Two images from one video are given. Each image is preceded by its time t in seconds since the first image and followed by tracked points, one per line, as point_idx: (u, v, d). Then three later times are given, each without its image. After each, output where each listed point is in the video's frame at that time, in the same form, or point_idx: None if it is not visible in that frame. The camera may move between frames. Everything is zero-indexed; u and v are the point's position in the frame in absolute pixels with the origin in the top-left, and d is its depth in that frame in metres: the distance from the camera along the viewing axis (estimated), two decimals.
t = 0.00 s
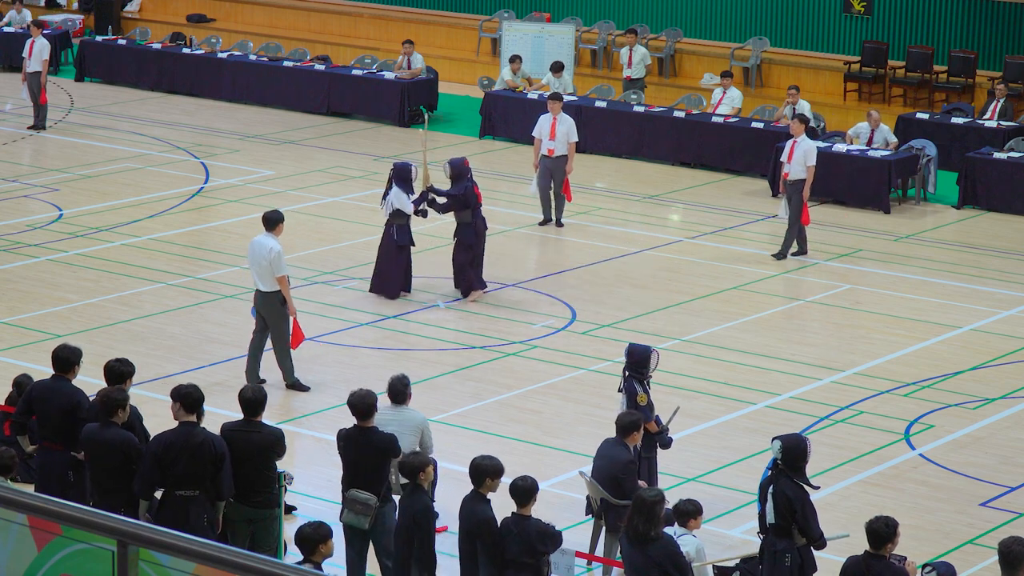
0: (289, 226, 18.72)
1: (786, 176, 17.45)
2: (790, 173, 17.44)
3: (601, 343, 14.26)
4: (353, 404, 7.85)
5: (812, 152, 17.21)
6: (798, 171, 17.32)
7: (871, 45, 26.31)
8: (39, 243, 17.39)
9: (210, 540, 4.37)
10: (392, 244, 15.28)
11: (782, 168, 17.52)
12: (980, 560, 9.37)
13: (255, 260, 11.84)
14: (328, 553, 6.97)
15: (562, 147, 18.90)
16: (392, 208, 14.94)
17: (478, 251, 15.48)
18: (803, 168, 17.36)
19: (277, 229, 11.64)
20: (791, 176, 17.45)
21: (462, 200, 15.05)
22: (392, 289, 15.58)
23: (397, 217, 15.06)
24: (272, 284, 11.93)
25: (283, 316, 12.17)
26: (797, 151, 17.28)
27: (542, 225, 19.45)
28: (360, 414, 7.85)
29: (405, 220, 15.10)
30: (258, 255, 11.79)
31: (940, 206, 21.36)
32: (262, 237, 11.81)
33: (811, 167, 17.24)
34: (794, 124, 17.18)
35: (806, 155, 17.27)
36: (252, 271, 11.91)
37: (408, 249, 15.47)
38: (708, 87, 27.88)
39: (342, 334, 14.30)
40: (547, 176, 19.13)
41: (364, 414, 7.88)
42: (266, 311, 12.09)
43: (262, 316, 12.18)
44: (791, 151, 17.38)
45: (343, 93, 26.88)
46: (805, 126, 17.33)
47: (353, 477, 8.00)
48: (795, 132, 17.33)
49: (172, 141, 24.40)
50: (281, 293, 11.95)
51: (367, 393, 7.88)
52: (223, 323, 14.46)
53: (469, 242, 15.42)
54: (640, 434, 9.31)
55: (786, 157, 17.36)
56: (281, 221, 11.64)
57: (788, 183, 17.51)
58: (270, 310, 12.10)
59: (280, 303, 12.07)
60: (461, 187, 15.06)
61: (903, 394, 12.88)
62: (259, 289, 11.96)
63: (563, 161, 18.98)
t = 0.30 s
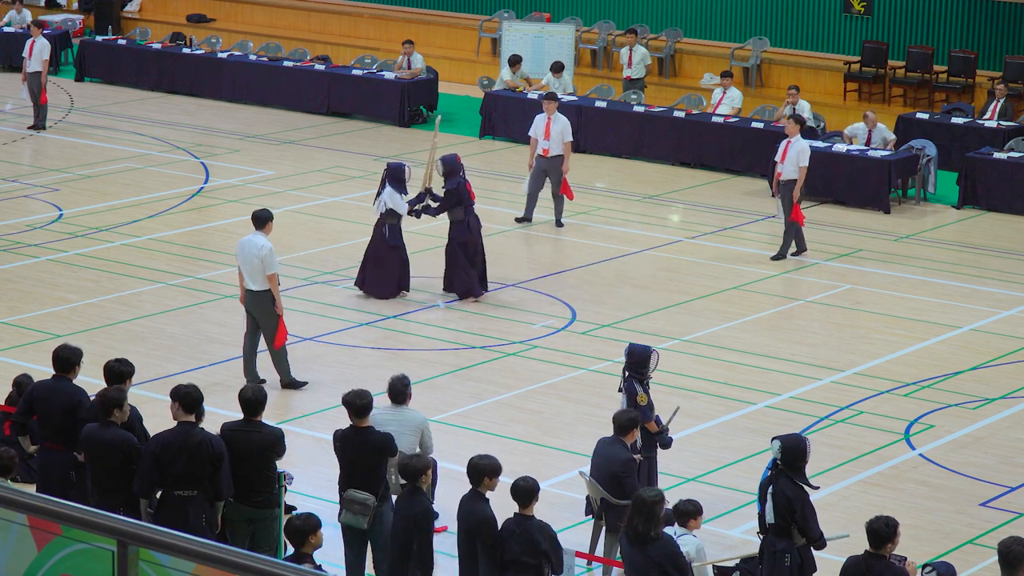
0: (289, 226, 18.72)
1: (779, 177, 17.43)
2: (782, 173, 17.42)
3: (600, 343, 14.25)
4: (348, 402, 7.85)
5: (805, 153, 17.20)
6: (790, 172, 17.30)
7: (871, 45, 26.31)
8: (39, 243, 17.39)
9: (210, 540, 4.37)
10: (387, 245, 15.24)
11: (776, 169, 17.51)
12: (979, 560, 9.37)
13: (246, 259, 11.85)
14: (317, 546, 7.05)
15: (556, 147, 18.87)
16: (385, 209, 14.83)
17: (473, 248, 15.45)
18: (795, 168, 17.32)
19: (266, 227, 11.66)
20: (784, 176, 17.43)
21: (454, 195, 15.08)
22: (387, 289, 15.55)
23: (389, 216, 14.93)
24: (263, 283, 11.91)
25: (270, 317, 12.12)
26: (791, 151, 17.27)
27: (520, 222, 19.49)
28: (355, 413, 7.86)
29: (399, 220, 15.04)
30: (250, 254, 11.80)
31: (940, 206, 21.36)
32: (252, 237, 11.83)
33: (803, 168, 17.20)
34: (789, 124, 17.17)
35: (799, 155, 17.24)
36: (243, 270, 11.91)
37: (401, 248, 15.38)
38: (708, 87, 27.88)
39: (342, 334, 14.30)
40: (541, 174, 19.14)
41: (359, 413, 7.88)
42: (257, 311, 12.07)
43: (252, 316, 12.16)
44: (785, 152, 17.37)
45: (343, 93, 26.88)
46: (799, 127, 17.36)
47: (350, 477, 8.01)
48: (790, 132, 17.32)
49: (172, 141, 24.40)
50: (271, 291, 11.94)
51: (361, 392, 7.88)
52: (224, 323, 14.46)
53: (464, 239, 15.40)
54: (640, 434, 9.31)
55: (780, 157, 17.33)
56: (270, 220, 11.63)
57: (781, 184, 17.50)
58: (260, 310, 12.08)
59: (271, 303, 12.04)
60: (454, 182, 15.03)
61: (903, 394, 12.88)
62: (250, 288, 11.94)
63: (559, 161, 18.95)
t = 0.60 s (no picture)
0: (289, 226, 18.72)
1: (774, 177, 17.45)
2: (777, 174, 17.43)
3: (600, 343, 14.25)
4: (349, 400, 7.88)
5: (800, 154, 17.18)
6: (784, 173, 17.31)
7: (871, 45, 26.31)
8: (39, 243, 17.39)
9: (210, 541, 4.38)
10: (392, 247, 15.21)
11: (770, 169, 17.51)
12: (979, 560, 9.37)
13: (242, 260, 11.83)
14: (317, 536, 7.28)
15: (542, 147, 18.83)
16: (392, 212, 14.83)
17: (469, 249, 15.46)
18: (790, 170, 17.33)
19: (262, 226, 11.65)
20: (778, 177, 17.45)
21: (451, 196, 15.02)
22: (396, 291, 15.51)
23: (396, 219, 14.90)
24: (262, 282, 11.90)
25: (270, 316, 12.12)
26: (786, 153, 17.27)
27: (513, 222, 19.47)
28: (356, 411, 7.88)
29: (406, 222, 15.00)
30: (247, 255, 11.77)
31: (940, 206, 21.36)
32: (246, 238, 11.80)
33: (797, 169, 17.21)
34: (783, 125, 17.12)
35: (794, 156, 17.23)
36: (240, 272, 11.88)
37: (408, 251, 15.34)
38: (708, 87, 27.89)
39: (342, 334, 14.30)
40: (529, 177, 19.09)
41: (359, 411, 7.90)
42: (255, 312, 12.05)
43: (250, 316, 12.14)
44: (780, 153, 17.37)
45: (343, 93, 26.88)
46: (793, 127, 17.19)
47: (351, 476, 8.03)
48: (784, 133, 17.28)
49: (172, 141, 24.40)
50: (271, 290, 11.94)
51: (362, 390, 7.90)
52: (224, 324, 14.45)
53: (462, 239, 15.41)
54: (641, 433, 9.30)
55: (775, 158, 17.34)
56: (264, 219, 11.61)
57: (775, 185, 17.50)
58: (259, 310, 12.06)
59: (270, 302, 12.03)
60: (450, 183, 15.01)
61: (904, 394, 12.88)
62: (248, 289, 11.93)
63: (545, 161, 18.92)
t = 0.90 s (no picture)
0: (289, 226, 18.72)
1: (769, 178, 17.40)
2: (773, 175, 17.39)
3: (600, 343, 14.25)
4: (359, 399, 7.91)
5: (794, 155, 17.21)
6: (780, 174, 17.30)
7: (871, 45, 26.31)
8: (39, 243, 17.39)
9: (210, 541, 4.38)
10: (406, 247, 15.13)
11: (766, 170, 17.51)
12: (979, 560, 9.37)
13: (243, 262, 11.80)
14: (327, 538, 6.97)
15: (526, 145, 18.78)
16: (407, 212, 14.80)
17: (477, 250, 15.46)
18: (786, 170, 17.33)
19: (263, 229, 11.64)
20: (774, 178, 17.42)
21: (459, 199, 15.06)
22: (403, 291, 15.43)
23: (411, 220, 14.88)
24: (263, 285, 11.90)
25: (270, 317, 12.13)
26: (781, 153, 17.28)
27: (514, 222, 19.48)
28: (366, 411, 7.89)
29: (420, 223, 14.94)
30: (249, 257, 11.76)
31: (940, 206, 21.36)
32: (246, 240, 11.78)
33: (794, 169, 17.21)
34: (778, 126, 17.14)
35: (789, 156, 17.25)
36: (240, 274, 11.85)
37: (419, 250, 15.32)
38: (708, 87, 27.89)
39: (342, 334, 14.30)
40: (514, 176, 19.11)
41: (368, 410, 7.90)
42: (256, 313, 12.04)
43: (249, 315, 12.12)
44: (775, 153, 17.38)
45: (343, 93, 26.88)
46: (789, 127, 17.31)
47: (359, 474, 8.08)
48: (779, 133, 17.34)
49: (172, 141, 24.40)
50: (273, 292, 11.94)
51: (371, 389, 7.90)
52: (223, 324, 14.45)
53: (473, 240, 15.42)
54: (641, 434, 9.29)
55: (770, 159, 17.35)
56: (263, 220, 11.62)
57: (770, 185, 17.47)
58: (261, 311, 12.06)
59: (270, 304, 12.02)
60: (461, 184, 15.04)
61: (904, 393, 12.88)
62: (249, 291, 11.91)
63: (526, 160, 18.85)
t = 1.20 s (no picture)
0: (289, 226, 18.72)
1: (762, 179, 17.42)
2: (765, 176, 17.41)
3: (600, 343, 14.25)
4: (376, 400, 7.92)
5: (786, 155, 17.20)
6: (772, 174, 17.30)
7: (871, 45, 26.31)
8: (39, 243, 17.39)
9: (210, 541, 4.38)
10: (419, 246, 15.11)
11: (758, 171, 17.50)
12: (979, 560, 9.37)
13: (244, 263, 11.80)
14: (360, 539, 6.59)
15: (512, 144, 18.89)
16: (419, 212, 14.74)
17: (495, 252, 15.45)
18: (778, 170, 17.33)
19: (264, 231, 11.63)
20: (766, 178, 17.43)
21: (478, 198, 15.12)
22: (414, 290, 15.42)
23: (423, 220, 14.85)
24: (263, 287, 11.89)
25: (270, 318, 12.10)
26: (773, 153, 17.28)
27: (513, 222, 19.48)
28: (384, 411, 7.93)
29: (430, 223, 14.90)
30: (251, 259, 11.76)
31: (940, 206, 21.36)
32: (248, 241, 11.78)
33: (786, 170, 17.21)
34: (770, 126, 17.13)
35: (781, 157, 17.24)
36: (240, 275, 11.85)
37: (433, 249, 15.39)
38: (708, 87, 27.89)
39: (342, 334, 14.30)
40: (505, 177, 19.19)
41: (386, 409, 7.91)
42: (255, 314, 12.04)
43: (248, 316, 12.11)
44: (767, 154, 17.38)
45: (343, 92, 26.88)
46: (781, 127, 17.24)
47: (376, 471, 8.12)
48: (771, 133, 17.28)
49: (172, 141, 24.40)
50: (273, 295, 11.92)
51: (389, 388, 7.90)
52: (223, 324, 14.45)
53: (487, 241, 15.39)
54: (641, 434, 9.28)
55: (762, 159, 17.34)
56: (266, 224, 11.60)
57: (763, 186, 17.48)
58: (260, 313, 12.05)
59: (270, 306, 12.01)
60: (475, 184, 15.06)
61: (903, 394, 12.88)
62: (249, 293, 11.90)
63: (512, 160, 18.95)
